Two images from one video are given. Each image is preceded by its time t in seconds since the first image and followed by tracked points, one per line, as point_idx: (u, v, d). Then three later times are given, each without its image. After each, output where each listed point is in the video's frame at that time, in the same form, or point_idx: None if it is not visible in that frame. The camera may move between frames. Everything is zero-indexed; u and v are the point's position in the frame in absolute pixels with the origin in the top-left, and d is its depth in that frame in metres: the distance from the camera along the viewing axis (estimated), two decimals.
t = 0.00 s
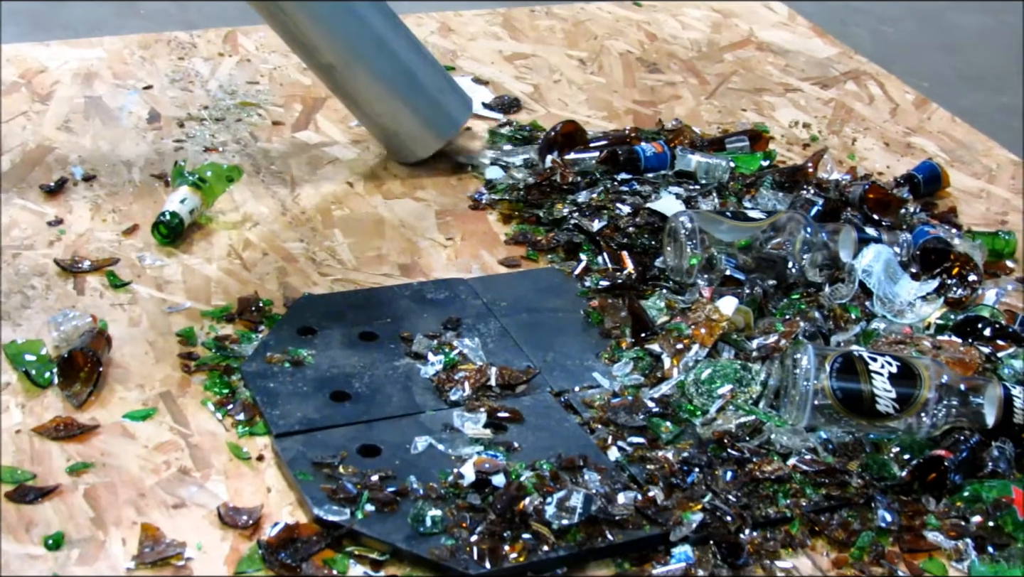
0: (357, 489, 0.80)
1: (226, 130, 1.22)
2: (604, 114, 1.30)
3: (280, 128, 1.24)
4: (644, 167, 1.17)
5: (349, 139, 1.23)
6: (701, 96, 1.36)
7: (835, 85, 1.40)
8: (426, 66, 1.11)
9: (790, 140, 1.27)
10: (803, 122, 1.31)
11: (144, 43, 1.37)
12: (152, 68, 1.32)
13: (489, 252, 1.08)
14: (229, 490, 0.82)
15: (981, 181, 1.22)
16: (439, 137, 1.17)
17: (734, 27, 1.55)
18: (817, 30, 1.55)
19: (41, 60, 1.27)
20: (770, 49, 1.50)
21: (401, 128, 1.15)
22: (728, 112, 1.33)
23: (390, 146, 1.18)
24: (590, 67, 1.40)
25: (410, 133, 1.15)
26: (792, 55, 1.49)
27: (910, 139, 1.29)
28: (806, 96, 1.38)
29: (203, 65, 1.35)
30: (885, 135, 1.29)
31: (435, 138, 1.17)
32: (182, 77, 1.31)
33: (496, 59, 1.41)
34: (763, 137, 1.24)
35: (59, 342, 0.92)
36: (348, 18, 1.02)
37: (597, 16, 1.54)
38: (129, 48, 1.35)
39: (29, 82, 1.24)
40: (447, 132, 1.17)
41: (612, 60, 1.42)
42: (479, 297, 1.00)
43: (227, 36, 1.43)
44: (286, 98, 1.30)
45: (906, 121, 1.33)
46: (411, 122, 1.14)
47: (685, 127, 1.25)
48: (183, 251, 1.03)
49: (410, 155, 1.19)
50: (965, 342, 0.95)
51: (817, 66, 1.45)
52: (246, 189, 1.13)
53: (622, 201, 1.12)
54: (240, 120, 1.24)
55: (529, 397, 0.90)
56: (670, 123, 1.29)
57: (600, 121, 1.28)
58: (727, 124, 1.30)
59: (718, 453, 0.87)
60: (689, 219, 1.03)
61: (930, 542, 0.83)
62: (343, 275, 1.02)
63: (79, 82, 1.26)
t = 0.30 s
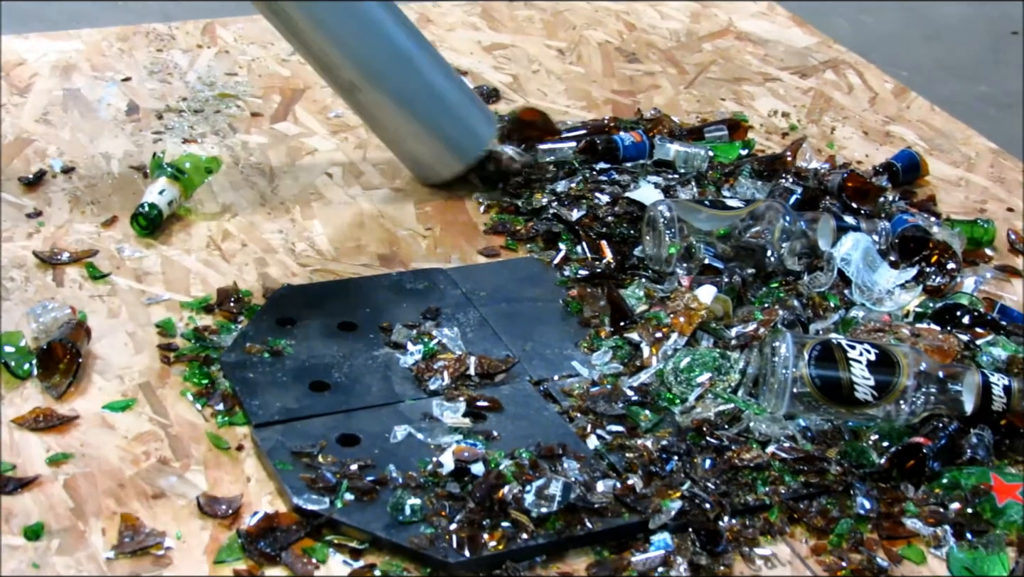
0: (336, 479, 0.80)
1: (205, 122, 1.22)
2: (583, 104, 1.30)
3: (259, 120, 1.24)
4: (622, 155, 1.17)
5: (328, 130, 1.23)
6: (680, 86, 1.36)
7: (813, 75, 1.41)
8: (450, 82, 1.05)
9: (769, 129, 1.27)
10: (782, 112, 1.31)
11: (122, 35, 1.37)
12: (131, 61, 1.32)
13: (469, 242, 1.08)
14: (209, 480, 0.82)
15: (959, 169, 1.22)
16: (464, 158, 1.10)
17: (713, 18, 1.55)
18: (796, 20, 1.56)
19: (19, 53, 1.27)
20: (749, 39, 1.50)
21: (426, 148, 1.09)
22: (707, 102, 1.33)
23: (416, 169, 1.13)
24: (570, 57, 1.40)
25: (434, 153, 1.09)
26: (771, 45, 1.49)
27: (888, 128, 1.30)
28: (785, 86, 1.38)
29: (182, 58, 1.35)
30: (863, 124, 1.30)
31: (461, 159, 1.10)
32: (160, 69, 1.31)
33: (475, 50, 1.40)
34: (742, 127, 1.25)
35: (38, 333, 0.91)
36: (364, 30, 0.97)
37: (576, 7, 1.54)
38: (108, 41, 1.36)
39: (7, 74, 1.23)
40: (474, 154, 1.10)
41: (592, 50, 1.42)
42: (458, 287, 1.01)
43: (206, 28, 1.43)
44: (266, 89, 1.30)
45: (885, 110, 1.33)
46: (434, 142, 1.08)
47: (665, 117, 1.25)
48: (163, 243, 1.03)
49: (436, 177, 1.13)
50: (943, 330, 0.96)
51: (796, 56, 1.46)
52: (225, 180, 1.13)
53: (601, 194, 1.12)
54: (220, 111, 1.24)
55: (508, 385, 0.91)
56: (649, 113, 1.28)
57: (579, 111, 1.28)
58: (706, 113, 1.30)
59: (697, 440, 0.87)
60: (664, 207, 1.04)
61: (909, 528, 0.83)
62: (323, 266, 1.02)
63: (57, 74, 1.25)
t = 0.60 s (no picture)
0: (322, 470, 0.81)
1: (190, 113, 1.22)
2: (568, 95, 1.30)
3: (244, 111, 1.23)
4: (597, 146, 1.16)
5: (314, 121, 1.23)
6: (665, 76, 1.36)
7: (798, 65, 1.41)
8: (491, 99, 1.04)
9: (754, 120, 1.28)
10: (767, 102, 1.32)
11: (108, 27, 1.37)
12: (116, 52, 1.32)
13: (454, 233, 1.09)
14: (195, 471, 0.82)
15: (944, 159, 1.22)
16: (503, 177, 1.08)
17: (698, 8, 1.55)
18: (781, 10, 1.56)
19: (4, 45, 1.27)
20: (734, 30, 1.50)
21: (466, 168, 1.07)
22: (692, 92, 1.33)
23: (457, 188, 1.11)
24: (554, 48, 1.40)
25: (477, 170, 1.07)
26: (756, 35, 1.49)
27: (873, 118, 1.30)
28: (770, 76, 1.38)
29: (167, 49, 1.35)
30: (849, 114, 1.30)
31: (501, 179, 1.08)
32: (145, 61, 1.31)
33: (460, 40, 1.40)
34: (726, 118, 1.25)
35: (24, 325, 0.91)
36: (402, 47, 0.97)
37: None
38: (92, 33, 1.35)
39: None
40: (515, 173, 1.08)
41: (577, 41, 1.42)
42: (444, 278, 1.01)
43: (192, 20, 1.43)
44: (251, 80, 1.29)
45: (870, 100, 1.34)
46: (473, 160, 1.06)
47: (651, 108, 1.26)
48: (148, 234, 1.03)
49: (477, 197, 1.11)
50: (929, 320, 0.96)
51: (781, 46, 1.46)
52: (211, 172, 1.12)
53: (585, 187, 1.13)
54: (205, 103, 1.24)
55: (494, 376, 0.91)
56: (633, 103, 1.29)
57: (564, 103, 1.28)
58: (691, 104, 1.30)
59: (683, 431, 0.87)
60: (645, 199, 1.05)
61: (893, 518, 0.83)
62: (308, 257, 1.02)
63: (42, 66, 1.25)
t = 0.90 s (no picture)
0: (310, 462, 0.80)
1: (179, 106, 1.21)
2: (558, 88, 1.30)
3: (234, 103, 1.23)
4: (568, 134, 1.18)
5: (303, 113, 1.23)
6: (655, 69, 1.36)
7: (788, 58, 1.41)
8: (538, 71, 1.04)
9: (744, 113, 1.28)
10: (757, 95, 1.32)
11: (97, 20, 1.37)
12: (106, 44, 1.32)
13: (444, 226, 1.08)
14: (183, 463, 0.82)
15: (933, 153, 1.23)
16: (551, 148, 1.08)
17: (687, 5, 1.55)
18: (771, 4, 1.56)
19: None
20: (725, 23, 1.50)
21: (514, 140, 1.07)
22: (682, 85, 1.33)
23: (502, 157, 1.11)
24: (545, 41, 1.40)
25: (526, 141, 1.07)
26: (746, 28, 1.49)
27: (863, 111, 1.30)
28: (760, 69, 1.38)
29: (157, 42, 1.35)
30: (839, 108, 1.30)
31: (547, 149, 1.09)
32: (135, 53, 1.31)
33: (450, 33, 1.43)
34: (716, 111, 1.25)
35: (12, 317, 0.91)
36: (458, 28, 0.96)
37: None
38: (83, 26, 1.35)
39: None
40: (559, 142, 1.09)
41: (567, 33, 1.42)
42: (433, 270, 1.01)
43: (182, 13, 1.43)
44: (241, 73, 1.29)
45: (860, 93, 1.34)
46: (521, 133, 1.06)
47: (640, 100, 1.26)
48: (137, 226, 1.03)
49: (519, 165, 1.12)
50: (918, 312, 0.95)
51: (771, 39, 1.46)
52: (200, 164, 1.12)
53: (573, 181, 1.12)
54: (194, 95, 1.24)
55: (483, 368, 0.91)
56: (624, 96, 1.29)
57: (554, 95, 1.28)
58: (681, 97, 1.30)
59: (672, 423, 0.87)
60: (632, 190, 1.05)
61: (882, 510, 0.83)
62: (297, 250, 1.02)
63: (32, 58, 1.25)
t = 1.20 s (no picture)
0: (300, 456, 0.80)
1: (168, 101, 1.21)
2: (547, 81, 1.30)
3: (223, 98, 1.23)
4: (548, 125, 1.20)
5: (292, 108, 1.23)
6: (644, 62, 1.36)
7: (776, 51, 1.41)
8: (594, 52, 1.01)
9: (733, 105, 1.28)
10: (745, 87, 1.32)
11: (85, 16, 1.38)
12: (93, 40, 1.32)
13: (433, 220, 1.08)
14: (173, 459, 0.81)
15: (923, 144, 1.23)
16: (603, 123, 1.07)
17: None
18: None
19: None
20: (713, 15, 1.50)
21: (569, 118, 1.05)
22: (671, 78, 1.33)
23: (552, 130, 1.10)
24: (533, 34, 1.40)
25: (579, 119, 1.06)
26: (734, 21, 1.49)
27: (852, 103, 1.30)
28: (748, 61, 1.38)
29: (145, 37, 1.35)
30: (828, 100, 1.30)
31: (598, 122, 1.07)
32: (123, 49, 1.31)
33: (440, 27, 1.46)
34: (705, 103, 1.25)
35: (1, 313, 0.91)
36: (521, 14, 0.92)
37: None
38: (70, 23, 1.35)
39: None
40: (611, 114, 1.08)
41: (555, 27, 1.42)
42: (422, 264, 1.01)
43: (170, 9, 1.44)
44: (229, 68, 1.29)
45: (848, 85, 1.34)
46: (575, 112, 1.05)
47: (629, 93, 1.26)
48: (126, 222, 1.02)
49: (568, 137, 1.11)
50: (907, 303, 0.96)
51: (759, 32, 1.46)
52: (189, 159, 1.12)
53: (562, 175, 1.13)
54: (183, 90, 1.24)
55: (473, 362, 0.91)
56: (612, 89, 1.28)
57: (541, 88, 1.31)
58: (670, 89, 1.30)
59: (662, 416, 0.87)
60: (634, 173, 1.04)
61: (872, 502, 0.83)
62: (286, 245, 1.02)
63: (20, 55, 1.25)
